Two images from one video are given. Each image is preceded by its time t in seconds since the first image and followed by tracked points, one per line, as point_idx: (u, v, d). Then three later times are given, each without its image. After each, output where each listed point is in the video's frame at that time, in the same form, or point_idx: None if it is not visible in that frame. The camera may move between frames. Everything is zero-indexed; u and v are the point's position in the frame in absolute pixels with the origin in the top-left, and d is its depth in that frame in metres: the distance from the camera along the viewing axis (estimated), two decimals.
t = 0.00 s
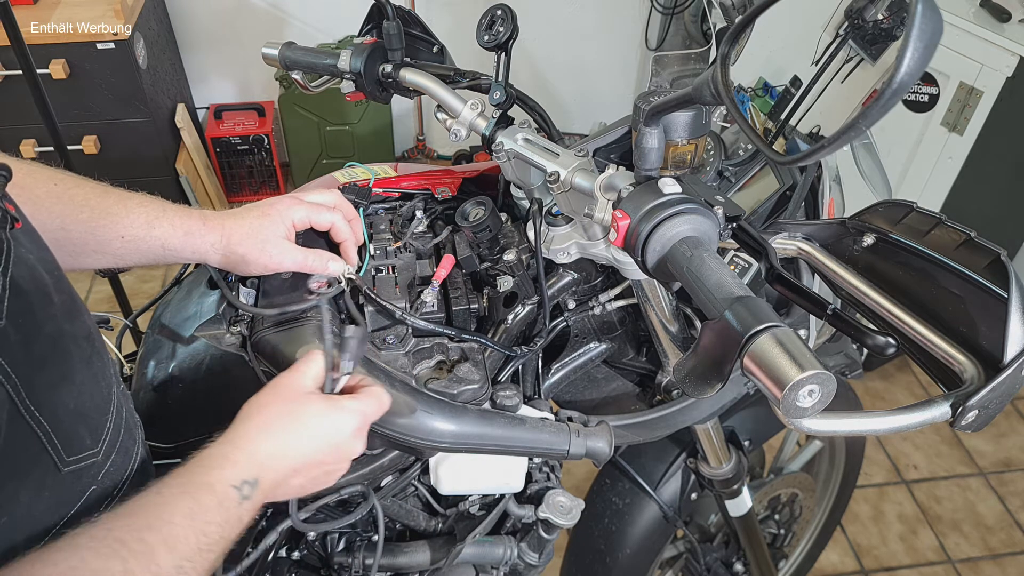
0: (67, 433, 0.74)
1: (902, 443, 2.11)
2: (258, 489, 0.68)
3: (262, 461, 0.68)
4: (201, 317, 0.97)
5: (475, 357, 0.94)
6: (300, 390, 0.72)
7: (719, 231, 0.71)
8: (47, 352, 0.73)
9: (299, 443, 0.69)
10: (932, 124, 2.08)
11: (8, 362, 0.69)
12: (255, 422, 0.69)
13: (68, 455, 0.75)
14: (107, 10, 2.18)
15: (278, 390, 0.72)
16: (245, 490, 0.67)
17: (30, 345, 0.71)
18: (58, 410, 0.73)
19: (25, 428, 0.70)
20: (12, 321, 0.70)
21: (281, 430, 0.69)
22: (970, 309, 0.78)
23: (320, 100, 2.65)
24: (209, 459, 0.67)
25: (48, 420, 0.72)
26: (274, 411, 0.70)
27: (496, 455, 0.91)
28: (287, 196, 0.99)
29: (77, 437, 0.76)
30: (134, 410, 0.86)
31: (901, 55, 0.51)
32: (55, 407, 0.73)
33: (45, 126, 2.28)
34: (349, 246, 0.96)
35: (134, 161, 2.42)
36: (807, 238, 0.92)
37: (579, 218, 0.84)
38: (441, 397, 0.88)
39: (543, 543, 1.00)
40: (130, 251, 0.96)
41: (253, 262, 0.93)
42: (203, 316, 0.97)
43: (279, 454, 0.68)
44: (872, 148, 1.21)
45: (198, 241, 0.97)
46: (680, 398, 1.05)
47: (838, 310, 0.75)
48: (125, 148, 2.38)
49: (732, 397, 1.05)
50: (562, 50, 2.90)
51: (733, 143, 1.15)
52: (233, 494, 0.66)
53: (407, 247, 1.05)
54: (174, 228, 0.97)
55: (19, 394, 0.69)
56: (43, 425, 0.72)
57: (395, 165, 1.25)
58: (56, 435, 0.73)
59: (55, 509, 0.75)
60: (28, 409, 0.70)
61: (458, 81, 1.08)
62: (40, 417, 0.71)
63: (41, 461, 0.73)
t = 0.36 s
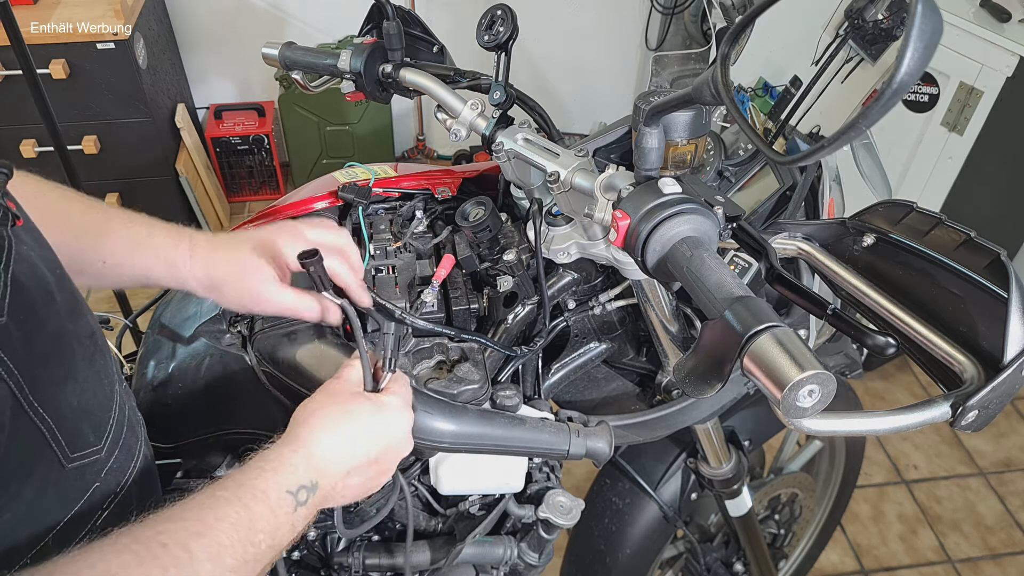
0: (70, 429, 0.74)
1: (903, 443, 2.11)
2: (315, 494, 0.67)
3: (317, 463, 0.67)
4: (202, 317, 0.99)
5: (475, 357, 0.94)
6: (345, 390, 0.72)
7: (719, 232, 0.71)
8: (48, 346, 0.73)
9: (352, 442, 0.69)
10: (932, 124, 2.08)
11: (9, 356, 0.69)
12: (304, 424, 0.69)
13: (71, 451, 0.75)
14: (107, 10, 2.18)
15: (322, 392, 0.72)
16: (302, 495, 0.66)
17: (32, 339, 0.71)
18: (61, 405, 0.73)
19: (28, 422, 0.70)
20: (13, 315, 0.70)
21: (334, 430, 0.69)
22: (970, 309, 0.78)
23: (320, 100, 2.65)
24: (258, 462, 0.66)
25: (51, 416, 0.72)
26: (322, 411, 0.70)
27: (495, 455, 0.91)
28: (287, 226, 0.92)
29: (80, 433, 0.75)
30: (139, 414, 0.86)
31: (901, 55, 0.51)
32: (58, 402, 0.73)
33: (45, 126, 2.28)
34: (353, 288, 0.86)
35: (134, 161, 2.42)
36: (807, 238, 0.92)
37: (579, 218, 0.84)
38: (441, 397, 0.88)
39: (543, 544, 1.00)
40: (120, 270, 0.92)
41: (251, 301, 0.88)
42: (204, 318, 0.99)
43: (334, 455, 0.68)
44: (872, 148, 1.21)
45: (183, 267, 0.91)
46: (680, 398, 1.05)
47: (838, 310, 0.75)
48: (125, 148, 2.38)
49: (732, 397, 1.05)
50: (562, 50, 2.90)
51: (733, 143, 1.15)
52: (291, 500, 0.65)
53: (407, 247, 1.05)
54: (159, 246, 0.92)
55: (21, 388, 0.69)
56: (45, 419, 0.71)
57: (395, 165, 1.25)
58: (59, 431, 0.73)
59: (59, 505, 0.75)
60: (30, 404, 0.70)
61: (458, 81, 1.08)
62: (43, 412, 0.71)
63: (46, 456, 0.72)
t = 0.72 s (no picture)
0: (65, 439, 0.74)
1: (902, 443, 2.11)
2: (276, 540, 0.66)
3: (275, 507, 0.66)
4: (202, 318, 0.99)
5: (475, 357, 0.94)
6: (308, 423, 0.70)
7: (719, 231, 0.71)
8: (47, 353, 0.73)
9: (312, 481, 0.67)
10: (932, 124, 2.08)
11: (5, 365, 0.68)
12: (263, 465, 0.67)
13: (66, 461, 0.74)
14: (107, 10, 2.18)
15: (283, 423, 0.69)
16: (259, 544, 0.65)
17: (29, 346, 0.71)
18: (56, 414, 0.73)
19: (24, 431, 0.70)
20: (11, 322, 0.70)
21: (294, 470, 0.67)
22: (971, 309, 0.78)
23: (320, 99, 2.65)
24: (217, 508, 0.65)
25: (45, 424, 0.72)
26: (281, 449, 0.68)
27: (496, 455, 0.91)
28: (298, 235, 0.92)
29: (76, 441, 0.75)
30: (134, 421, 0.87)
31: (901, 55, 0.51)
32: (54, 410, 0.73)
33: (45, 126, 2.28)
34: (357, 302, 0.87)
35: (134, 162, 2.42)
36: (807, 238, 0.92)
37: (579, 218, 0.84)
38: (441, 397, 0.88)
39: (543, 544, 1.00)
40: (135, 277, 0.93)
41: (261, 314, 0.89)
42: (204, 318, 0.99)
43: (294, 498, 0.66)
44: (872, 148, 1.21)
45: (195, 277, 0.91)
46: (680, 398, 1.05)
47: (838, 310, 0.75)
48: (125, 148, 2.38)
49: (731, 397, 1.05)
50: (562, 50, 2.90)
51: (733, 143, 1.15)
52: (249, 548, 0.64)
53: (407, 247, 1.05)
54: (171, 256, 0.93)
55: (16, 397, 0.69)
56: (38, 428, 0.71)
57: (395, 165, 1.25)
58: (53, 440, 0.72)
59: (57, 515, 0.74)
60: (23, 413, 0.69)
61: (458, 81, 1.08)
62: (35, 420, 0.70)
63: (42, 466, 0.72)
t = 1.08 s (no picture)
0: (50, 453, 0.71)
1: (903, 444, 2.11)
2: None
3: None
4: (202, 318, 1.01)
5: (475, 357, 0.94)
6: None
7: (719, 231, 0.71)
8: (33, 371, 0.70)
9: None
10: (932, 124, 2.08)
11: None
12: None
13: (48, 476, 0.72)
14: (107, 10, 2.18)
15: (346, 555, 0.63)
16: None
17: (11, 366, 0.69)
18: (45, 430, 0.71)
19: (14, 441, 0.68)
20: None
21: None
22: (971, 309, 0.78)
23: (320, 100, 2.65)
24: None
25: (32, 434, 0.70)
26: None
27: (496, 455, 0.91)
28: (300, 233, 0.93)
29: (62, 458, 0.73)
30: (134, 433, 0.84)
31: (901, 55, 0.51)
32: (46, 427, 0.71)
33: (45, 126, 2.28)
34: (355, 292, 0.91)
35: (133, 162, 2.42)
36: (807, 238, 0.92)
37: (579, 218, 0.84)
38: (441, 397, 0.88)
39: (543, 544, 1.00)
40: (135, 277, 0.93)
41: (265, 314, 0.89)
42: (204, 319, 1.01)
43: None
44: (872, 148, 1.21)
45: (201, 281, 0.92)
46: (680, 398, 1.05)
47: (838, 310, 0.75)
48: (125, 148, 2.38)
49: (732, 397, 1.05)
50: (562, 50, 2.90)
51: (733, 143, 1.15)
52: None
53: (407, 247, 1.05)
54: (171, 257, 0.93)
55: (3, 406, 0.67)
56: (18, 443, 0.68)
57: (395, 165, 1.25)
58: (35, 454, 0.70)
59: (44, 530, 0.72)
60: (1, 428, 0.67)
61: (458, 82, 1.08)
62: (16, 435, 0.68)
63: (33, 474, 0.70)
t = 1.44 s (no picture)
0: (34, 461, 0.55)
1: (903, 444, 2.11)
2: None
3: None
4: (202, 317, 0.98)
5: (475, 357, 0.94)
6: None
7: (719, 232, 0.71)
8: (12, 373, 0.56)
9: None
10: (932, 124, 2.08)
11: None
12: None
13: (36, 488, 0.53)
14: (107, 10, 2.18)
15: None
16: None
17: None
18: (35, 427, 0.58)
19: None
20: None
21: None
22: (971, 309, 0.78)
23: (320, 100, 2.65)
24: None
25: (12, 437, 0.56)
26: None
27: (495, 455, 0.91)
28: (307, 233, 0.91)
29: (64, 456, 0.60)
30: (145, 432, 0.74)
31: (901, 55, 0.51)
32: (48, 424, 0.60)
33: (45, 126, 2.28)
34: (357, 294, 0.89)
35: (133, 162, 2.42)
36: (807, 238, 0.92)
37: (579, 218, 0.84)
38: (441, 397, 0.88)
39: (543, 544, 1.00)
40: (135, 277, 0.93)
41: (270, 315, 0.87)
42: (204, 318, 0.98)
43: None
44: (872, 148, 1.21)
45: (205, 278, 0.89)
46: (680, 398, 1.05)
47: (838, 310, 0.75)
48: (125, 148, 2.38)
49: (732, 397, 1.05)
50: (562, 50, 2.90)
51: (733, 143, 1.15)
52: None
53: (407, 247, 1.05)
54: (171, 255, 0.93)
55: None
56: None
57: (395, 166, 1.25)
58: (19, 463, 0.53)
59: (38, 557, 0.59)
60: None
61: (458, 81, 1.08)
62: None
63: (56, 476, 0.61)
